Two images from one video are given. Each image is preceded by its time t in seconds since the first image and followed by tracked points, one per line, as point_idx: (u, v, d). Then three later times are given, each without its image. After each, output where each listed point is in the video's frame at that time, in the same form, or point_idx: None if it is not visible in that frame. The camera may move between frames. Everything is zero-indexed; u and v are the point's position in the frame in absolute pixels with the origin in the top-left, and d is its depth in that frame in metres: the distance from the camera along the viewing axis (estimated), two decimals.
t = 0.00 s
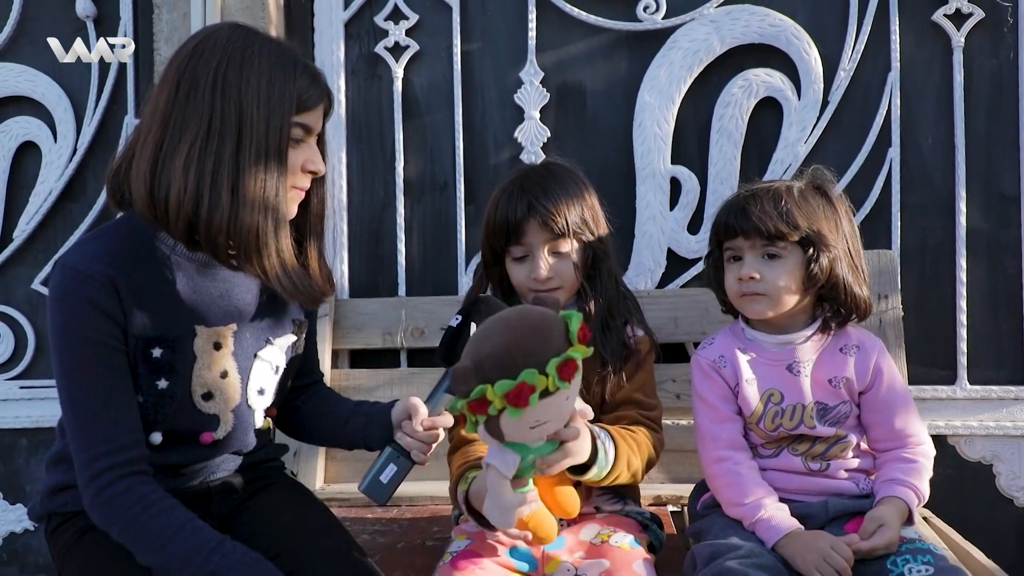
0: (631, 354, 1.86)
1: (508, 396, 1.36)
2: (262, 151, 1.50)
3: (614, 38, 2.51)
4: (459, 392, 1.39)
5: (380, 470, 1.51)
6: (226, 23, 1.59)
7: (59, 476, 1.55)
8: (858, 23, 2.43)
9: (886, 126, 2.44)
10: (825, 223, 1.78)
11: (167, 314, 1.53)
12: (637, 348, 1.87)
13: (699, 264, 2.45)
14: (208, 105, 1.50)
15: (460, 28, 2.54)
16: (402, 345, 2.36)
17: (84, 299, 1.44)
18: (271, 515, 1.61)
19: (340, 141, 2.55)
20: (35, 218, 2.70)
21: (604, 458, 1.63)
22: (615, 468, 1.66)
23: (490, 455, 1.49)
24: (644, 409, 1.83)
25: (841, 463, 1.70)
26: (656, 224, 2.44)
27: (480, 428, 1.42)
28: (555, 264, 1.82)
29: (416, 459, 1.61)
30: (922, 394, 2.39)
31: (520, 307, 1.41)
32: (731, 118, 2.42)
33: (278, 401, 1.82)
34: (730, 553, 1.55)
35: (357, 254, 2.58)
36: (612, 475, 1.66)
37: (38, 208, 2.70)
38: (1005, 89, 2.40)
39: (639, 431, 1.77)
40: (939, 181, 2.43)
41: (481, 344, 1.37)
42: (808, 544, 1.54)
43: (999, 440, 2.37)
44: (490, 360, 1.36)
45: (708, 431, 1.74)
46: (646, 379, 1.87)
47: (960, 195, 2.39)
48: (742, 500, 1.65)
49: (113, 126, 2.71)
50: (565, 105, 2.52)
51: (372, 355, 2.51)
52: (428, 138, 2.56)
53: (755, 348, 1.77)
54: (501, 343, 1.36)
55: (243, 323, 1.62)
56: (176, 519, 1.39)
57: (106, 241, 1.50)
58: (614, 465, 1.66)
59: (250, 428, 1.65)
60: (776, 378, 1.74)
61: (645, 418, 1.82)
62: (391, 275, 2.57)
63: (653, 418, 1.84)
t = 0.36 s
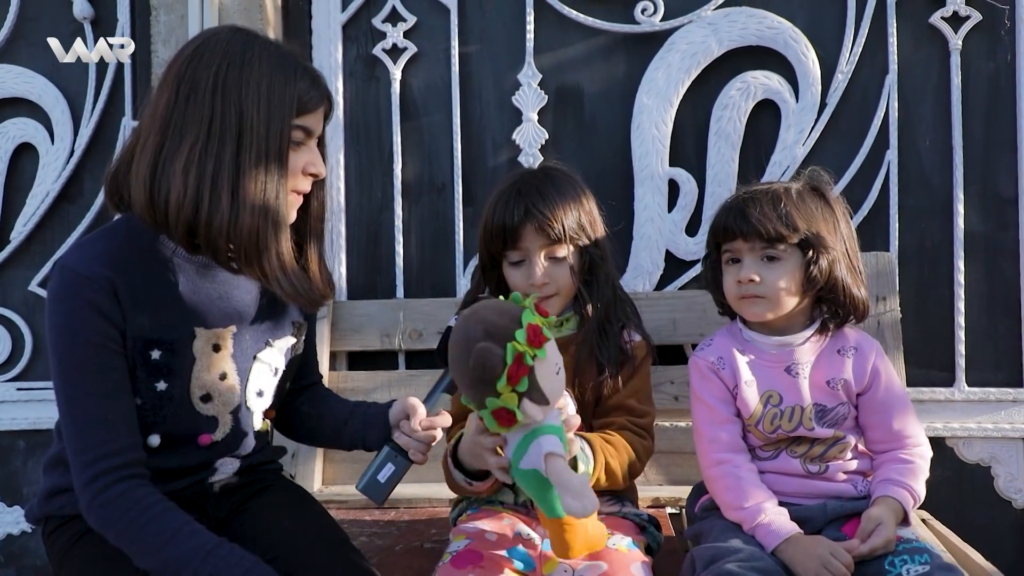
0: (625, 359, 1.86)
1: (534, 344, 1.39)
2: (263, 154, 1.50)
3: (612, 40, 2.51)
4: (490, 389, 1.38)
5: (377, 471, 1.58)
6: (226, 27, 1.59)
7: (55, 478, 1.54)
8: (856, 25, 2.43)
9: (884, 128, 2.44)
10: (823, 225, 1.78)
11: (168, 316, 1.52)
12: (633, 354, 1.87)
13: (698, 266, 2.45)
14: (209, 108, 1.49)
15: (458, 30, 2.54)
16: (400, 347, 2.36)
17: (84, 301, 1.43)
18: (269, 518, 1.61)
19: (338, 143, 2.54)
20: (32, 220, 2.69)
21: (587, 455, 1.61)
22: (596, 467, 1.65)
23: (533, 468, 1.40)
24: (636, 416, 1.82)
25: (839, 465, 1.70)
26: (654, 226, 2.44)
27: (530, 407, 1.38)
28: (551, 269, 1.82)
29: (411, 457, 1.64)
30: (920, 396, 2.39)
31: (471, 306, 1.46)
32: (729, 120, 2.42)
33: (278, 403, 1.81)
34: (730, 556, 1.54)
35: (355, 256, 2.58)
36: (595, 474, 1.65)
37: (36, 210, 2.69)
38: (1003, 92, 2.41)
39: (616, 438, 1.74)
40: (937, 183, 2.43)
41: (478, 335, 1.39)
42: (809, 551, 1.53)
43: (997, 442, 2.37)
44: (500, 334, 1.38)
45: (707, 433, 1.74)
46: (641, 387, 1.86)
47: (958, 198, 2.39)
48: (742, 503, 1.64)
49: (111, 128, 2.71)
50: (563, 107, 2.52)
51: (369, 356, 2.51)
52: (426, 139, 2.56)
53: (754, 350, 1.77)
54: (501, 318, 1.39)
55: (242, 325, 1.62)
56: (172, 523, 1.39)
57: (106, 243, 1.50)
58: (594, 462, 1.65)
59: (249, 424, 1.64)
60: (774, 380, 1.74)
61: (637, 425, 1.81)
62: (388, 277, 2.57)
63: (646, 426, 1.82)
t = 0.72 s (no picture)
0: (621, 361, 1.85)
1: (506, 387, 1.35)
2: (285, 169, 1.49)
3: (610, 39, 2.51)
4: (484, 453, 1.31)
5: (391, 431, 1.59)
6: (239, 37, 1.57)
7: (48, 480, 1.53)
8: (853, 25, 2.43)
9: (881, 128, 2.44)
10: (826, 228, 1.78)
11: (165, 323, 1.52)
12: (629, 354, 1.86)
13: (694, 266, 2.45)
14: (228, 121, 1.47)
15: (455, 29, 2.54)
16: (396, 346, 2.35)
17: (79, 307, 1.42)
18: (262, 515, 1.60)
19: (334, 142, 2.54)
20: (26, 218, 2.68)
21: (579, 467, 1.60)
22: (589, 478, 1.63)
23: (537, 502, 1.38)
24: (634, 417, 1.81)
25: (835, 466, 1.70)
26: (651, 226, 2.44)
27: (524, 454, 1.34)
28: (540, 271, 1.81)
29: (395, 404, 1.67)
30: (916, 396, 2.39)
31: (424, 386, 1.40)
32: (726, 120, 2.41)
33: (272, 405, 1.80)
34: (728, 557, 1.54)
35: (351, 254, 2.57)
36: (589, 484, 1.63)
37: (30, 208, 2.68)
38: (999, 92, 2.41)
39: (611, 445, 1.72)
40: (933, 184, 2.43)
41: (450, 404, 1.33)
42: (804, 553, 1.53)
43: (994, 443, 2.37)
44: (467, 392, 1.33)
45: (701, 434, 1.73)
46: (638, 387, 1.85)
47: (955, 198, 2.39)
48: (737, 504, 1.64)
49: (106, 126, 2.70)
50: (560, 107, 2.51)
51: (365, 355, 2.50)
52: (423, 139, 2.55)
53: (750, 350, 1.76)
54: (461, 380, 1.34)
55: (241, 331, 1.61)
56: (164, 527, 1.38)
57: (105, 249, 1.49)
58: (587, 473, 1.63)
59: (242, 439, 1.65)
60: (772, 381, 1.73)
61: (635, 427, 1.79)
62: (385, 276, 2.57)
63: (643, 427, 1.80)
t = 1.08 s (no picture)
0: (621, 370, 1.84)
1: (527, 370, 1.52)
2: (254, 171, 1.49)
3: (609, 46, 2.51)
4: (523, 423, 1.43)
5: (379, 437, 1.55)
6: (215, 40, 1.57)
7: (41, 490, 1.53)
8: (853, 33, 2.43)
9: (880, 136, 2.44)
10: (827, 237, 1.78)
11: (150, 334, 1.51)
12: (627, 361, 1.86)
13: (694, 274, 2.45)
14: (199, 125, 1.48)
15: (455, 36, 2.54)
16: (395, 353, 2.34)
17: (64, 316, 1.42)
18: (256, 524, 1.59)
19: (333, 149, 2.54)
20: (25, 225, 2.68)
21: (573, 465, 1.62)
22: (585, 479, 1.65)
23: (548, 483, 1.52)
24: (638, 425, 1.80)
25: (837, 477, 1.70)
26: (650, 233, 2.44)
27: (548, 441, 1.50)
28: (530, 282, 1.80)
29: (383, 411, 1.60)
30: (916, 405, 2.39)
31: (438, 377, 1.46)
32: (725, 128, 2.41)
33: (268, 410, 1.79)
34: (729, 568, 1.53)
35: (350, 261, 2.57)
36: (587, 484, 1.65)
37: (29, 214, 2.68)
38: (999, 100, 2.41)
39: (616, 455, 1.73)
40: (933, 191, 2.43)
41: (485, 382, 1.42)
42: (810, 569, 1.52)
43: (994, 451, 2.37)
44: (499, 369, 1.45)
45: (702, 443, 1.73)
46: (640, 394, 1.84)
47: (955, 206, 2.39)
48: (738, 515, 1.63)
49: (106, 132, 2.70)
50: (559, 114, 2.51)
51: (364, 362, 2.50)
52: (422, 146, 2.55)
53: (752, 360, 1.76)
54: (485, 363, 1.46)
55: (230, 339, 1.61)
56: (158, 536, 1.38)
57: (88, 258, 1.49)
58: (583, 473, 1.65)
59: (236, 445, 1.64)
60: (773, 392, 1.73)
61: (638, 435, 1.79)
62: (384, 283, 2.56)
63: (648, 434, 1.80)
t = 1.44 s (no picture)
0: (632, 374, 1.85)
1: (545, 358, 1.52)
2: (248, 174, 1.50)
3: (614, 52, 2.51)
4: (552, 403, 1.41)
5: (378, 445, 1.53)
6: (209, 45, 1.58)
7: (44, 497, 1.53)
8: (858, 39, 2.42)
9: (885, 142, 2.43)
10: (832, 244, 1.77)
11: (151, 340, 1.51)
12: (635, 362, 1.86)
13: (698, 280, 2.45)
14: (194, 129, 1.49)
15: (459, 43, 2.54)
16: (399, 359, 2.34)
17: (66, 321, 1.42)
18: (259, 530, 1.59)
19: (337, 155, 2.54)
20: (31, 230, 2.69)
21: (614, 420, 1.63)
22: (625, 436, 1.66)
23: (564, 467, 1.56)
24: (661, 417, 1.84)
25: (842, 485, 1.69)
26: (654, 239, 2.44)
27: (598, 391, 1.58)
28: (536, 288, 1.80)
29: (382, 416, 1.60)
30: (921, 412, 2.38)
31: (461, 371, 1.44)
32: (730, 134, 2.41)
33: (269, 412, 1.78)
34: None
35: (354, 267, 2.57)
36: (627, 441, 1.66)
37: (35, 220, 2.69)
38: (1005, 106, 2.40)
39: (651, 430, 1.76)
40: (938, 198, 2.42)
41: (514, 367, 1.41)
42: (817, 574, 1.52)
43: (1000, 459, 2.36)
44: (522, 357, 1.44)
45: (708, 452, 1.72)
46: (650, 390, 1.85)
47: (960, 212, 2.38)
48: (744, 524, 1.63)
49: (111, 137, 2.71)
50: (564, 120, 2.51)
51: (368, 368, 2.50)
52: (427, 152, 2.56)
53: (757, 369, 1.75)
54: (506, 353, 1.45)
55: (230, 343, 1.61)
56: (159, 543, 1.38)
57: (88, 264, 1.49)
58: (623, 430, 1.66)
59: (240, 450, 1.64)
60: (778, 401, 1.73)
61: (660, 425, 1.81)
62: (388, 289, 2.56)
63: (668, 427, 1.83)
